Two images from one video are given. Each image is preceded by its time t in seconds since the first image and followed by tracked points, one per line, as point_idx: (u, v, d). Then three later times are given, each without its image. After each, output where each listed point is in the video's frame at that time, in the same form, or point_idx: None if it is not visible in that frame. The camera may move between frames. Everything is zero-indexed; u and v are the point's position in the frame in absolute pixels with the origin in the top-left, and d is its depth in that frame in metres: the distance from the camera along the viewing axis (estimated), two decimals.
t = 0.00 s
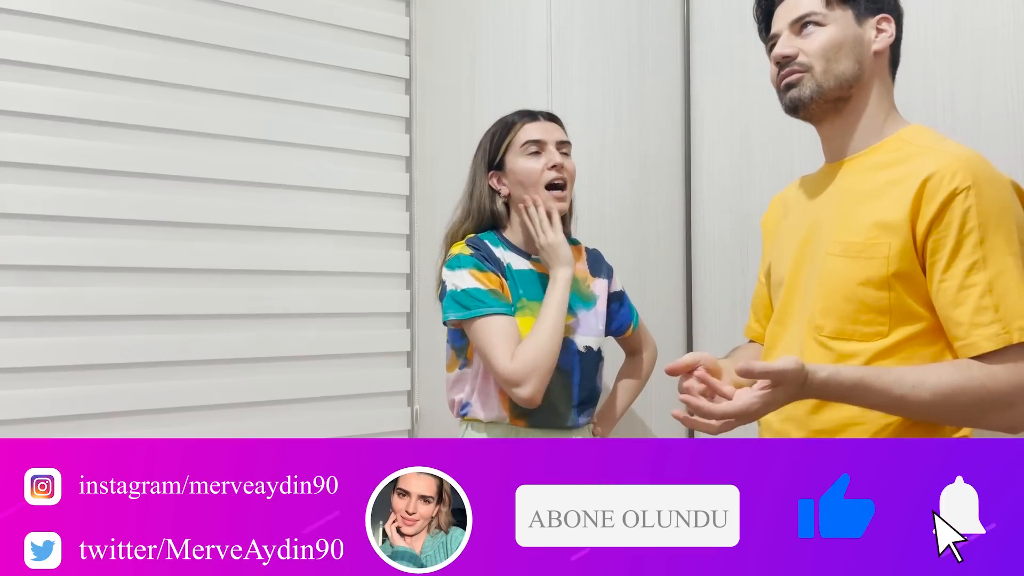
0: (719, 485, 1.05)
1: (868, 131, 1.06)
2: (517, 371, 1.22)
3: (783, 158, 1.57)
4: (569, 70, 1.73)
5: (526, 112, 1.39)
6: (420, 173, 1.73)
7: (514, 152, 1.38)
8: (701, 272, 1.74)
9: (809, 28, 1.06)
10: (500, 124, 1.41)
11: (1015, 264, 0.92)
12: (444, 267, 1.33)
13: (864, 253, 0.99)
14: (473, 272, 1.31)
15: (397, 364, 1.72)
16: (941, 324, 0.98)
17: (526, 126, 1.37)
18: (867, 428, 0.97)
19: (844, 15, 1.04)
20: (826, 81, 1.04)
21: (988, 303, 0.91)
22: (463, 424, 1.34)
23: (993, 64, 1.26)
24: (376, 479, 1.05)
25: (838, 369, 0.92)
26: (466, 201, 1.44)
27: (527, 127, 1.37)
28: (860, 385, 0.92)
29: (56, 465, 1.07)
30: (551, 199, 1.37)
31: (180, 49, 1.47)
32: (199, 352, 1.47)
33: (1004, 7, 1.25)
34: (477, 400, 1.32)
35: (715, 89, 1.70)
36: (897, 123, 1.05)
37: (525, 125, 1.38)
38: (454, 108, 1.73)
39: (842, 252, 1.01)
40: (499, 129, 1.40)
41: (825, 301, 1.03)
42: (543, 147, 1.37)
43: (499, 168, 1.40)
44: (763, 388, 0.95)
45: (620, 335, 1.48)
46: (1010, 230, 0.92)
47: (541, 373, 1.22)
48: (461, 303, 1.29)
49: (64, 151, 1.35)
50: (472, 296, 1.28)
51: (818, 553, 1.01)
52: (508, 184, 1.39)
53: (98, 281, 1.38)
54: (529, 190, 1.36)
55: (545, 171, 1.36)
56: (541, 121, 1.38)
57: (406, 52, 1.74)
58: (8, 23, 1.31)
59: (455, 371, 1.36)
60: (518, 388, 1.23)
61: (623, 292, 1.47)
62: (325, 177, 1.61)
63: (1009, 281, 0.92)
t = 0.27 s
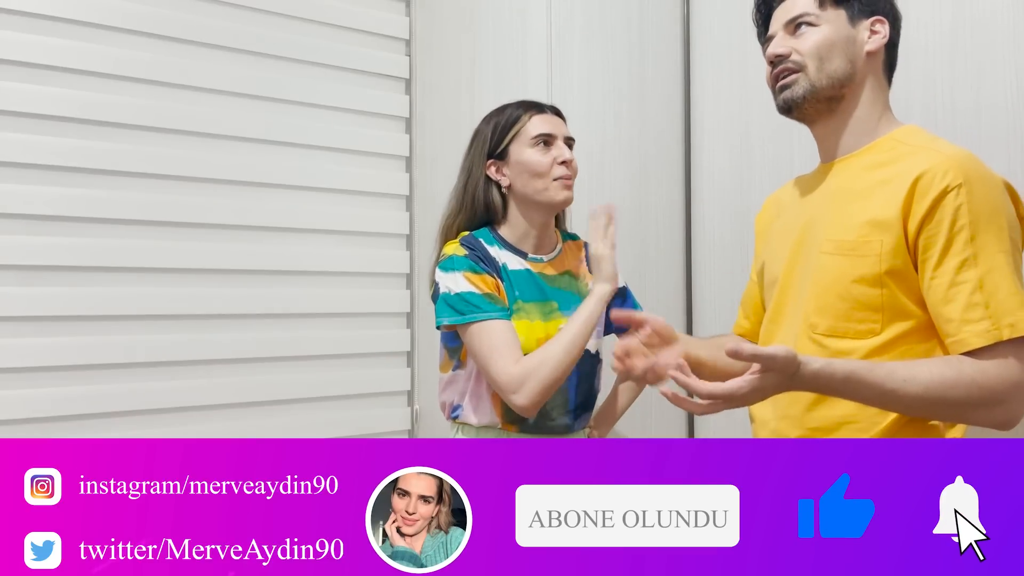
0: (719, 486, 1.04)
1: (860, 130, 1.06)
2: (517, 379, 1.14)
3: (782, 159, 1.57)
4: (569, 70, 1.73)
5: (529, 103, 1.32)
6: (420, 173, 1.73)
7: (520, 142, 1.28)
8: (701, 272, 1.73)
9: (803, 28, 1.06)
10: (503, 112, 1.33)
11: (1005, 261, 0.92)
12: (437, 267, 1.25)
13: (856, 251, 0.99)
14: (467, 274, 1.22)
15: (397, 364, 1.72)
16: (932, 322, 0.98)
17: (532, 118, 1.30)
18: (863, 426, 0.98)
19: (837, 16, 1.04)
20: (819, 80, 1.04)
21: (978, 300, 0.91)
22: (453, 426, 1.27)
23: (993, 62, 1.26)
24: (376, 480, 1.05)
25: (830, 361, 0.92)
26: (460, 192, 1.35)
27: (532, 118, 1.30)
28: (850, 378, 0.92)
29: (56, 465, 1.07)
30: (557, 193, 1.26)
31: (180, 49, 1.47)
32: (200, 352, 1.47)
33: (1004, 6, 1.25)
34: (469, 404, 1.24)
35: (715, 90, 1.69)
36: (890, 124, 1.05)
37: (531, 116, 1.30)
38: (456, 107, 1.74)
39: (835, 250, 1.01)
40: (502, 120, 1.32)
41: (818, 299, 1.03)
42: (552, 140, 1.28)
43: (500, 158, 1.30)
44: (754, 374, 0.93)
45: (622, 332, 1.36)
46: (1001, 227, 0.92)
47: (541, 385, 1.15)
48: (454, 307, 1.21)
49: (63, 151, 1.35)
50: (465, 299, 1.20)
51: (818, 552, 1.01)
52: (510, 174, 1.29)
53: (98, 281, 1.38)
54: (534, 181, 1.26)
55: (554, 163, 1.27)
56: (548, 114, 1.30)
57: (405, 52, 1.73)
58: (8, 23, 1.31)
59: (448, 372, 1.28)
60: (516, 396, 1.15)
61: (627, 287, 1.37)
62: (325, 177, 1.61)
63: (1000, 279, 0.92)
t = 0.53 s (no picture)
0: (719, 485, 1.04)
1: (857, 128, 1.06)
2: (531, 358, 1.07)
3: (783, 159, 1.57)
4: (569, 70, 1.73)
5: (525, 91, 1.30)
6: (420, 173, 1.74)
7: (517, 127, 1.27)
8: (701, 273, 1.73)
9: (806, 21, 1.07)
10: (498, 99, 1.31)
11: (1005, 261, 0.92)
12: (429, 260, 1.20)
13: (858, 250, 0.99)
14: (464, 264, 1.17)
15: (397, 364, 1.73)
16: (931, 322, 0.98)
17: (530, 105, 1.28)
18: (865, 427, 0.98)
19: (838, 10, 1.05)
20: (818, 70, 1.04)
21: (977, 298, 0.91)
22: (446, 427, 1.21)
23: (993, 62, 1.26)
24: (376, 480, 1.05)
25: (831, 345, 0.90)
26: (453, 181, 1.32)
27: (530, 105, 1.28)
28: (849, 366, 0.90)
29: (56, 465, 1.07)
30: (555, 180, 1.25)
31: (180, 49, 1.47)
32: (200, 352, 1.47)
33: (1004, 6, 1.25)
34: (463, 403, 1.19)
35: (715, 90, 1.69)
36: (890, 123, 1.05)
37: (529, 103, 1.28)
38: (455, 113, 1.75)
39: (836, 250, 1.01)
40: (499, 107, 1.30)
41: (820, 298, 1.02)
42: (551, 126, 1.27)
43: (495, 144, 1.28)
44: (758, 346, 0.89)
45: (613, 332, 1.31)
46: (1001, 228, 0.93)
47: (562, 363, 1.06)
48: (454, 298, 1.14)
49: (63, 151, 1.35)
50: (463, 289, 1.14)
51: (818, 552, 1.01)
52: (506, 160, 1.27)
53: (98, 281, 1.38)
54: (532, 167, 1.24)
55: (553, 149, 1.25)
56: (545, 101, 1.29)
57: (406, 52, 1.73)
58: (8, 23, 1.31)
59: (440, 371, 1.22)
60: (532, 377, 1.07)
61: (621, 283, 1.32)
62: (325, 177, 1.61)
63: (999, 278, 0.92)
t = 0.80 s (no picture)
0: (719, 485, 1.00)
1: (862, 124, 1.06)
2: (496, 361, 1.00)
3: (783, 160, 1.57)
4: (569, 71, 1.74)
5: (512, 76, 1.23)
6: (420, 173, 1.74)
7: (504, 112, 1.19)
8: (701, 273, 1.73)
9: (812, 15, 1.06)
10: (482, 85, 1.23)
11: (1015, 259, 0.92)
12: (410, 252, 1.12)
13: (869, 248, 0.99)
14: (445, 257, 1.09)
15: (397, 364, 1.73)
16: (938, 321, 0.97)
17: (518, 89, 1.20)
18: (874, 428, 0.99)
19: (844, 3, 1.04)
20: (820, 62, 1.04)
21: (985, 296, 0.91)
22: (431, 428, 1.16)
23: (994, 62, 1.26)
24: (376, 479, 1.01)
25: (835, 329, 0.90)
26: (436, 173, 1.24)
27: (517, 90, 1.20)
28: (851, 352, 0.90)
29: (56, 466, 1.05)
30: (545, 169, 1.16)
31: (180, 49, 1.47)
32: (200, 352, 1.47)
33: (1004, 7, 1.25)
34: (447, 404, 1.13)
35: (716, 90, 1.68)
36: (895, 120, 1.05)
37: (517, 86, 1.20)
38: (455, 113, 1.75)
39: (847, 247, 1.01)
40: (484, 93, 1.22)
41: (830, 298, 1.02)
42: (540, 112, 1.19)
43: (482, 132, 1.20)
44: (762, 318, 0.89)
45: (598, 327, 1.26)
46: (1012, 227, 0.93)
47: (524, 368, 1.00)
48: (431, 291, 1.07)
49: (63, 151, 1.35)
50: (444, 283, 1.06)
51: (818, 553, 0.98)
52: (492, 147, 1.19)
53: (97, 281, 1.38)
54: (520, 155, 1.16)
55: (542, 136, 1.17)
56: (531, 87, 1.21)
57: (406, 52, 1.75)
58: (8, 23, 1.31)
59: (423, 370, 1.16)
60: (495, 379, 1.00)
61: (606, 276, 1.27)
62: (326, 178, 1.61)
63: (1009, 277, 0.92)
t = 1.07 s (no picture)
0: (719, 486, 0.99)
1: (867, 124, 1.06)
2: (463, 374, 0.98)
3: (783, 162, 1.57)
4: (569, 72, 1.73)
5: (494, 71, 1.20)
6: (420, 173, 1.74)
7: (487, 109, 1.16)
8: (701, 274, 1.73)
9: (816, 16, 1.06)
10: (463, 83, 1.20)
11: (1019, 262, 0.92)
12: (389, 255, 1.08)
13: (865, 251, 0.99)
14: (422, 261, 1.05)
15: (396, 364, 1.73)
16: (945, 323, 0.98)
17: (500, 85, 1.17)
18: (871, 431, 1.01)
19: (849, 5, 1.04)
20: (824, 67, 1.05)
21: (994, 301, 0.91)
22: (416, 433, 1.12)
23: (993, 64, 1.26)
24: (375, 479, 1.01)
25: (849, 355, 0.92)
26: (417, 173, 1.20)
27: (499, 85, 1.17)
28: (870, 376, 0.92)
29: (56, 466, 1.04)
30: (529, 164, 1.14)
31: (180, 49, 1.47)
32: (200, 352, 1.47)
33: (1004, 8, 1.25)
34: (431, 412, 1.10)
35: (715, 89, 1.69)
36: (899, 119, 1.05)
37: (499, 82, 1.17)
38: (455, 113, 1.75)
39: (843, 250, 1.01)
40: (466, 90, 1.19)
41: (824, 299, 1.02)
42: (523, 107, 1.16)
43: (465, 129, 1.17)
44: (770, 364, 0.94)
45: (585, 327, 1.25)
46: (1016, 228, 0.93)
47: (491, 381, 0.98)
48: (409, 299, 1.03)
49: (63, 151, 1.35)
50: (421, 291, 1.03)
51: (818, 553, 0.97)
52: (476, 144, 1.15)
53: (97, 281, 1.38)
54: (505, 151, 1.14)
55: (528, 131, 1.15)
56: (512, 82, 1.19)
57: (406, 52, 1.75)
58: (8, 23, 1.31)
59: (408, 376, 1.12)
60: (462, 393, 0.99)
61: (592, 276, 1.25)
62: (326, 177, 1.62)
63: (1014, 280, 0.92)
